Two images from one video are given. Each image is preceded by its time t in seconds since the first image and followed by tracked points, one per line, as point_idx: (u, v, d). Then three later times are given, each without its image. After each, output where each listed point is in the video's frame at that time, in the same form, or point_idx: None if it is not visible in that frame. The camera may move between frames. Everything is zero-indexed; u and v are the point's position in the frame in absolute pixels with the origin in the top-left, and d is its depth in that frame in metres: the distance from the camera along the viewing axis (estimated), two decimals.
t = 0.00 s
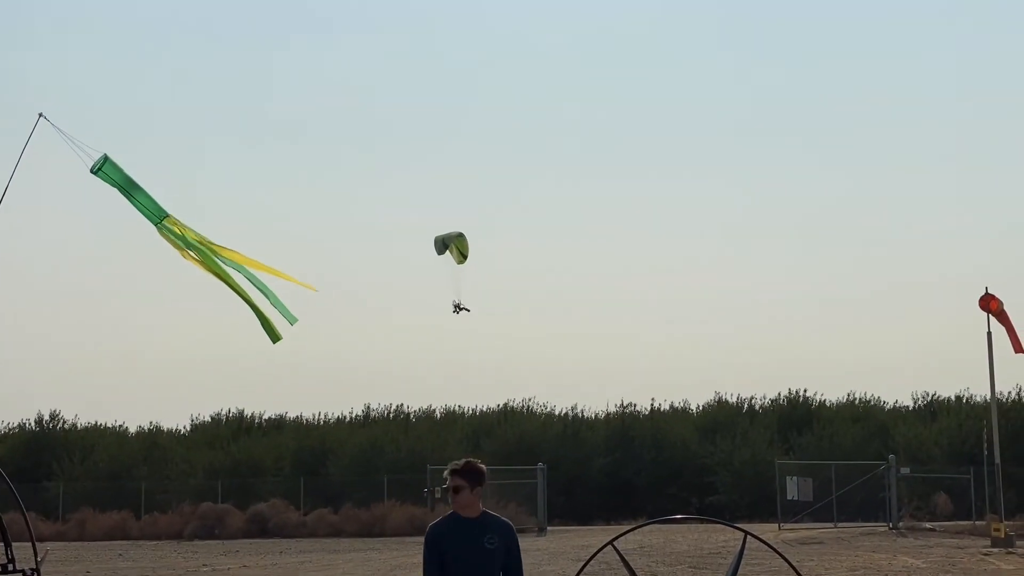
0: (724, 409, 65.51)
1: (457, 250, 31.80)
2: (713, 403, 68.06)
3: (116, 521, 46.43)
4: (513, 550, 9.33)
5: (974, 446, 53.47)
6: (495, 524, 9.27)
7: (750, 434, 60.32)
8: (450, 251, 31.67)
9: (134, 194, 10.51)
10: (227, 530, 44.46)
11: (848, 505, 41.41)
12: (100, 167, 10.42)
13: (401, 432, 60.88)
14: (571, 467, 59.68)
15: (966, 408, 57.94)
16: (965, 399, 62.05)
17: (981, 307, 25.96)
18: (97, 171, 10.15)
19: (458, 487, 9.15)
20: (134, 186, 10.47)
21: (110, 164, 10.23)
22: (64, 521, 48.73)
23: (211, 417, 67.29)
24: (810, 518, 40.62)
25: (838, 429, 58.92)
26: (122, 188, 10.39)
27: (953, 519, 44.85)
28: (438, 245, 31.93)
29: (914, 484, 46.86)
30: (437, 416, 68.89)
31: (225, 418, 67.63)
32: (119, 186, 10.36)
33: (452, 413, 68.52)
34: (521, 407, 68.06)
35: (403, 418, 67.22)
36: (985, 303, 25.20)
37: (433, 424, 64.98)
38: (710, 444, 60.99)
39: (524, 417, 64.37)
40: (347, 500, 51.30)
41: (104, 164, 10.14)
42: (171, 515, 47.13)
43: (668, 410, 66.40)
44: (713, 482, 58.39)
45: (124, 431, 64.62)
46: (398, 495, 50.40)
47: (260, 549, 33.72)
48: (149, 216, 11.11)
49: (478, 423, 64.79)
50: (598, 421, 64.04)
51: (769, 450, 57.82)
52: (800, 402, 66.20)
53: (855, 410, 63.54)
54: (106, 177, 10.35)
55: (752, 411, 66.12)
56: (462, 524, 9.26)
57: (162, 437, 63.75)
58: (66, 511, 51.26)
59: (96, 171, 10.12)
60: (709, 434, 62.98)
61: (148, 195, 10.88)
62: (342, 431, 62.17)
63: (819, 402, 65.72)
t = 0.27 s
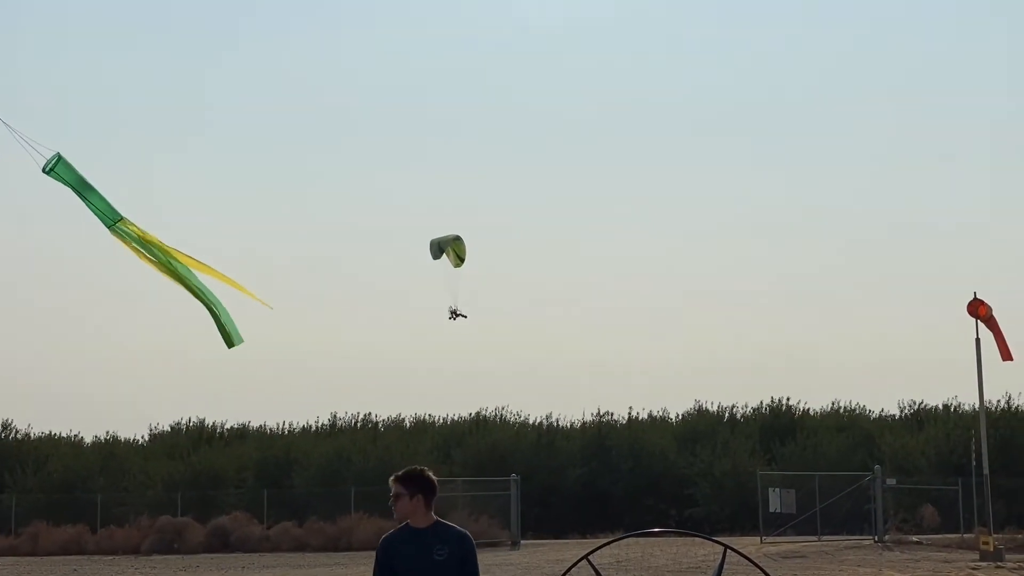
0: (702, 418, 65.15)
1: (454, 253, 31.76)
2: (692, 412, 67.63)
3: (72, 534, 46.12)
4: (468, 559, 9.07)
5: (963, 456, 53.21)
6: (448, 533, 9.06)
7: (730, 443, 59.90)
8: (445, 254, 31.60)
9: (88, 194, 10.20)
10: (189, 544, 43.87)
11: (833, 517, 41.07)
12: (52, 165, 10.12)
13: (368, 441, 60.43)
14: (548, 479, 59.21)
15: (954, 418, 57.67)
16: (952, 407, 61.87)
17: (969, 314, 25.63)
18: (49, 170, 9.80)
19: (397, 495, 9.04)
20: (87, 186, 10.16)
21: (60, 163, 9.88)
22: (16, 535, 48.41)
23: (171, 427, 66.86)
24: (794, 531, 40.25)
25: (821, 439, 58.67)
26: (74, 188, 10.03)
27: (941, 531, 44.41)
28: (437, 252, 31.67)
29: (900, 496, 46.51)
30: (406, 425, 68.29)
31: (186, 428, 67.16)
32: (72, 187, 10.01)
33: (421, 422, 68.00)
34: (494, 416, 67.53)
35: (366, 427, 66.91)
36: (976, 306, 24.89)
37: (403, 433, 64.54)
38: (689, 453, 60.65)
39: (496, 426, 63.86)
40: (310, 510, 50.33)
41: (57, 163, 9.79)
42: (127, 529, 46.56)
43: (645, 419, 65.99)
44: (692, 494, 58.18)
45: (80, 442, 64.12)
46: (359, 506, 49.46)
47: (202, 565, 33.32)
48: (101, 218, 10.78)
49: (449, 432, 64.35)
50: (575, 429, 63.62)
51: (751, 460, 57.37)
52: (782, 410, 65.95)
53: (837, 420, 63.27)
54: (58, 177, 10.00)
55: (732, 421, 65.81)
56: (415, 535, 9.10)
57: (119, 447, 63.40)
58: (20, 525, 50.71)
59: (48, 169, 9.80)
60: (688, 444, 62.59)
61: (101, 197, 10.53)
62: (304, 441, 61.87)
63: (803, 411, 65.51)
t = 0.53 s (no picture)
0: (678, 424, 65.27)
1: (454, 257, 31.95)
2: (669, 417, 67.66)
3: (43, 540, 45.97)
4: (432, 562, 9.32)
5: (941, 462, 53.67)
6: (412, 540, 9.33)
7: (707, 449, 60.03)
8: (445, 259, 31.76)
9: (61, 195, 10.18)
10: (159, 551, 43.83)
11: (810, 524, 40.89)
12: (24, 167, 10.17)
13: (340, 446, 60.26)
14: (524, 484, 58.85)
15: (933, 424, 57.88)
16: (929, 412, 62.08)
17: (947, 318, 25.69)
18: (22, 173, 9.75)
19: (363, 501, 9.30)
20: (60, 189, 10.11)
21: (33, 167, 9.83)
22: None
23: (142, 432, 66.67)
24: (770, 537, 40.42)
25: (797, 445, 58.71)
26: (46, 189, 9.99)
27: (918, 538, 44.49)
28: (436, 258, 31.67)
29: (877, 502, 46.60)
30: (381, 430, 68.23)
31: (157, 433, 66.96)
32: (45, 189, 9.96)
33: (395, 428, 67.94)
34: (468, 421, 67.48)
35: (342, 433, 66.73)
36: (952, 312, 24.90)
37: (377, 439, 64.48)
38: (665, 460, 60.82)
39: (470, 432, 63.86)
40: (282, 518, 50.39)
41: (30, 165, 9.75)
42: (100, 537, 46.38)
43: (622, 425, 66.05)
44: (668, 500, 58.23)
45: (50, 448, 63.82)
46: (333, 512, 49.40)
47: (165, 572, 33.23)
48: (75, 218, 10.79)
49: (424, 437, 64.32)
50: (550, 434, 63.62)
51: (727, 467, 57.59)
52: (759, 416, 66.13)
53: (815, 425, 63.44)
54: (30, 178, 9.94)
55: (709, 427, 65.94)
56: (381, 540, 9.39)
57: (89, 454, 63.12)
58: None
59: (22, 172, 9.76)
60: (664, 450, 62.69)
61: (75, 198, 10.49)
62: (279, 447, 61.67)
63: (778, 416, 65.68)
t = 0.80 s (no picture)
0: (659, 432, 65.09)
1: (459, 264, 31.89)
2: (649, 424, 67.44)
3: (11, 549, 45.64)
4: None
5: (925, 470, 53.53)
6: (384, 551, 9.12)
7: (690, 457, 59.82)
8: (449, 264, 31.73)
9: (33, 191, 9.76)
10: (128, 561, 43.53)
11: (793, 534, 40.64)
12: None
13: (315, 453, 60.00)
14: (502, 492, 58.60)
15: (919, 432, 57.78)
16: (914, 420, 61.94)
17: (934, 324, 25.50)
18: None
19: (334, 512, 9.11)
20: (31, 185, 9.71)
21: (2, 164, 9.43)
22: None
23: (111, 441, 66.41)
24: (752, 548, 40.41)
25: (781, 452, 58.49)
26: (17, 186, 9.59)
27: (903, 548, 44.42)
28: (438, 263, 31.60)
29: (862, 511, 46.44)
30: (356, 438, 67.91)
31: (128, 441, 66.65)
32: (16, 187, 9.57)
33: (370, 435, 67.64)
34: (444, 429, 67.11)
35: (316, 441, 66.43)
36: (937, 318, 24.69)
37: (352, 447, 64.21)
38: (646, 468, 60.67)
39: (447, 440, 63.65)
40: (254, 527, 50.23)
41: None
42: (67, 546, 45.95)
43: (602, 433, 65.85)
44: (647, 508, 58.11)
45: (19, 457, 63.44)
46: (307, 521, 49.18)
47: None
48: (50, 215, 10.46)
49: (400, 446, 64.05)
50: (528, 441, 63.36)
51: (709, 476, 57.44)
52: (742, 424, 65.99)
53: (799, 433, 63.30)
54: None
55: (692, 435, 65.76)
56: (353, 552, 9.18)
57: (58, 463, 62.73)
58: None
59: None
60: (644, 459, 62.52)
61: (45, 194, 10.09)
62: (252, 455, 61.36)
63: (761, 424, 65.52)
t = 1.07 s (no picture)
0: (641, 440, 64.89)
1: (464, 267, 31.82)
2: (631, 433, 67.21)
3: None
4: None
5: (913, 480, 53.48)
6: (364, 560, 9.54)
7: (673, 466, 59.64)
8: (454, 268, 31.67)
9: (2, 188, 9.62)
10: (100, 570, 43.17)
11: (780, 543, 40.69)
12: None
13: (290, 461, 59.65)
14: (480, 502, 58.50)
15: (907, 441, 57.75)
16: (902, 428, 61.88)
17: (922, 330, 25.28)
18: None
19: (316, 524, 9.54)
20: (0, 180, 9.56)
21: None
22: None
23: (81, 449, 65.98)
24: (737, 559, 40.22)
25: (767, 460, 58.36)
26: None
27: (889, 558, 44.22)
28: (443, 270, 31.40)
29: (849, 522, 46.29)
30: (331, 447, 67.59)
31: (96, 450, 66.28)
32: None
33: (345, 443, 67.33)
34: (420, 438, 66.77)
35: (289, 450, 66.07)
36: (925, 324, 24.50)
37: (327, 455, 63.87)
38: (629, 477, 60.47)
39: (424, 448, 63.32)
40: (227, 538, 49.87)
41: None
42: (34, 558, 45.45)
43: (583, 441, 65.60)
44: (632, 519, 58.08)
45: None
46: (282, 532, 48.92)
47: None
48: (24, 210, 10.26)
49: (376, 454, 63.70)
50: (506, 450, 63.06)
51: (693, 485, 57.32)
52: (726, 432, 65.87)
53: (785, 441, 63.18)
54: None
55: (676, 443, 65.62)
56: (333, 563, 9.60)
57: (25, 472, 62.27)
58: None
59: None
60: (626, 467, 62.30)
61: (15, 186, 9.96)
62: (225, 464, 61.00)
63: (746, 432, 65.41)
